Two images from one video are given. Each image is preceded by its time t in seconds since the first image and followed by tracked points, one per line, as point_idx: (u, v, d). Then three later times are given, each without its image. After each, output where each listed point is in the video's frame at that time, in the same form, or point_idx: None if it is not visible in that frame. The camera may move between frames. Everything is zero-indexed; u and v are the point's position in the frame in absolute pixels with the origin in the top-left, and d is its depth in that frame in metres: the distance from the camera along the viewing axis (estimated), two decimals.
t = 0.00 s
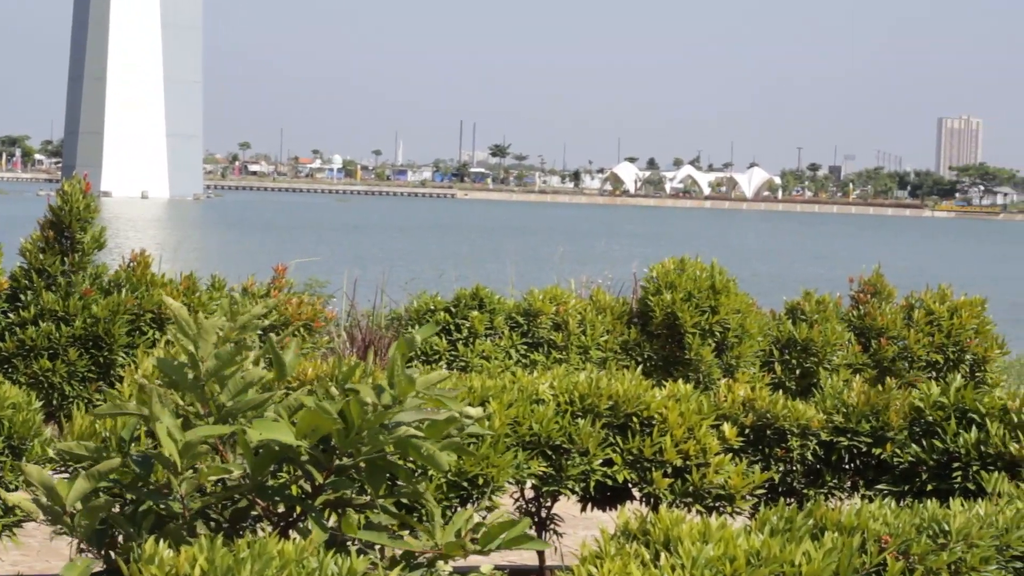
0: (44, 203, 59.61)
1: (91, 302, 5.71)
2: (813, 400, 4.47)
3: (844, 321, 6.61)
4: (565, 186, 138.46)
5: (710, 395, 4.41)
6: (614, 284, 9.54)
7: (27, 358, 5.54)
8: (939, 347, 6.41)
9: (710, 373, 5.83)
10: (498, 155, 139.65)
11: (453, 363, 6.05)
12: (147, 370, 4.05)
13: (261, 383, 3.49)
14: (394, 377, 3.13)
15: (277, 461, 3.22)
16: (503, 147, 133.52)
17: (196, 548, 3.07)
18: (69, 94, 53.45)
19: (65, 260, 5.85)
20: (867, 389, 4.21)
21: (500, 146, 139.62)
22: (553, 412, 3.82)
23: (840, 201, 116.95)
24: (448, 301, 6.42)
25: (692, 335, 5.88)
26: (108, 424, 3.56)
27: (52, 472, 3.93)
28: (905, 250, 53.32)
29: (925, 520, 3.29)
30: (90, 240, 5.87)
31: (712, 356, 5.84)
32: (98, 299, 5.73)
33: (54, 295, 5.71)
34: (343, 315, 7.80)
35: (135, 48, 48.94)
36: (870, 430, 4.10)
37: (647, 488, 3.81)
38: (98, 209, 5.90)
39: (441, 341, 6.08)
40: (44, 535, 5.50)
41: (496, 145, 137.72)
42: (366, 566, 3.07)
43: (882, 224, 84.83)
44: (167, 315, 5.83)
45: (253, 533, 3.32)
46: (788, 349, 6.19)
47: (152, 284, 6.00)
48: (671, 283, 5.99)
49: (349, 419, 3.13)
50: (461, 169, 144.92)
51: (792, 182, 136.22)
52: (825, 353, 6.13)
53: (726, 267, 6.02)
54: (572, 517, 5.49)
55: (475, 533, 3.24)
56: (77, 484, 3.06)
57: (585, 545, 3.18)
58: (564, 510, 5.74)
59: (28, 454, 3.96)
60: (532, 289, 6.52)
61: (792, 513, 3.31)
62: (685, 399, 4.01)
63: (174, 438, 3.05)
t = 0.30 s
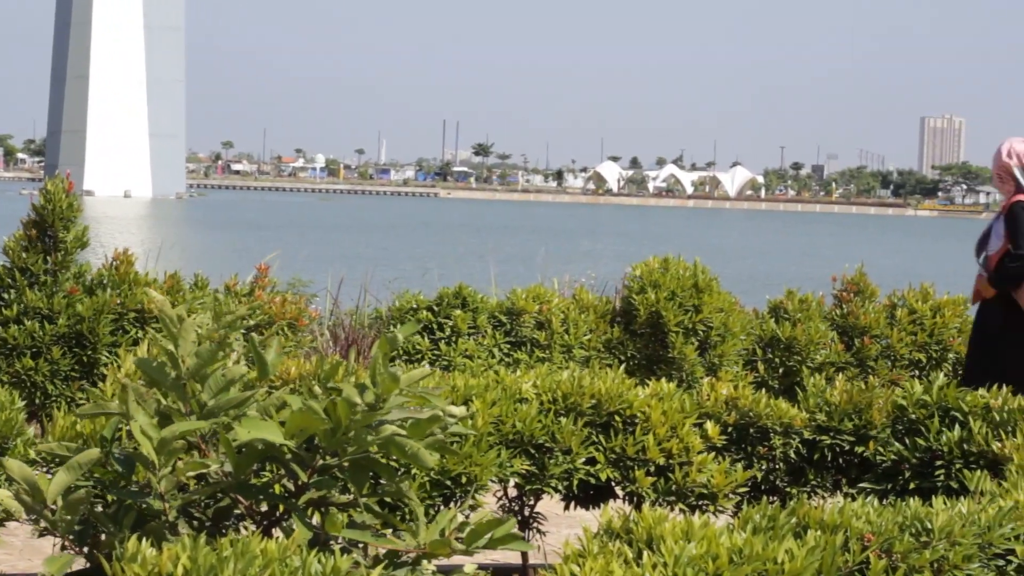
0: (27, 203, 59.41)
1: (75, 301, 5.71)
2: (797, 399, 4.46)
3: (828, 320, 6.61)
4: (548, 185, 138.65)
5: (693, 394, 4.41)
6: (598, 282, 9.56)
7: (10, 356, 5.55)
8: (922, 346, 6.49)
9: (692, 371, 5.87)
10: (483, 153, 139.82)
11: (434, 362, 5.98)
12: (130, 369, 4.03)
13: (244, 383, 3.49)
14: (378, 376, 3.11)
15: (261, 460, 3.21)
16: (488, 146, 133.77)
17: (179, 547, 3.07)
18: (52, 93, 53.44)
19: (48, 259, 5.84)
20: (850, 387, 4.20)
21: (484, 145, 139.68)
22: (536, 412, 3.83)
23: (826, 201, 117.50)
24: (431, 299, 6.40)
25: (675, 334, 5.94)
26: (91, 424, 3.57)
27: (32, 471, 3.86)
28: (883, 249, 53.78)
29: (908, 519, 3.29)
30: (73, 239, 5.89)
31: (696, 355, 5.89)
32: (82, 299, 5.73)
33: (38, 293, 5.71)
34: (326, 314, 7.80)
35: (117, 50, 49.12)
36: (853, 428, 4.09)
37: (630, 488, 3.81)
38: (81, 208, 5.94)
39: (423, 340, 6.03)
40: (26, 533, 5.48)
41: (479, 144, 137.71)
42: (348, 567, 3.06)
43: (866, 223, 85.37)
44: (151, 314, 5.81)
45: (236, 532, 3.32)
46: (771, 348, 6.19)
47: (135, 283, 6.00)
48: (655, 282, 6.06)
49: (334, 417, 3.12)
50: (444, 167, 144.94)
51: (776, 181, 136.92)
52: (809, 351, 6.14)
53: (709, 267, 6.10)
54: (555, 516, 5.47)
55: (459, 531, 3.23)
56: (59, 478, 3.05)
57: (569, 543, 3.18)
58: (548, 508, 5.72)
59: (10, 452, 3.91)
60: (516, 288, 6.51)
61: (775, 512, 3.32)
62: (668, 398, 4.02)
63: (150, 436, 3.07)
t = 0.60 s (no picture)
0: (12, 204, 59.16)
1: (60, 301, 5.70)
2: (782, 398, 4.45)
3: (813, 319, 6.62)
4: (536, 186, 138.78)
5: (678, 393, 4.41)
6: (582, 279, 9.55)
7: None
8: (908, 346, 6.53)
9: (679, 371, 5.89)
10: (469, 154, 140.03)
11: (421, 362, 6.01)
12: (115, 370, 4.02)
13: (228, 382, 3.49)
14: (363, 375, 3.12)
15: (246, 459, 3.22)
16: (475, 147, 133.97)
17: (164, 547, 3.06)
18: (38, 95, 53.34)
19: (34, 260, 5.88)
20: (835, 386, 4.19)
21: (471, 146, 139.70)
22: (522, 412, 3.82)
23: (813, 202, 117.96)
24: (417, 299, 6.41)
25: (661, 334, 5.94)
26: (75, 424, 3.57)
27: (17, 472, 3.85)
28: (867, 249, 54.08)
29: (894, 518, 3.28)
30: (58, 238, 5.92)
31: (682, 355, 5.90)
32: (67, 300, 5.72)
33: (23, 293, 5.69)
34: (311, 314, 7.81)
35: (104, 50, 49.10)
36: (839, 428, 4.08)
37: (616, 487, 3.81)
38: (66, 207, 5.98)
39: (409, 340, 6.05)
40: (11, 534, 5.45)
41: (467, 145, 137.68)
42: (335, 567, 3.06)
43: (853, 224, 85.73)
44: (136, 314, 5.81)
45: (221, 532, 3.32)
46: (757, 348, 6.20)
47: (120, 283, 6.00)
48: (640, 282, 6.05)
49: (317, 415, 3.12)
50: (431, 168, 144.91)
51: (762, 181, 137.35)
52: (794, 352, 6.16)
53: (694, 267, 6.09)
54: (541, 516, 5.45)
55: (444, 532, 3.23)
56: (46, 482, 3.06)
57: (554, 544, 3.18)
58: (535, 508, 5.69)
59: None
60: (501, 288, 6.52)
61: (761, 511, 3.31)
62: (654, 397, 4.02)
63: (134, 437, 3.07)
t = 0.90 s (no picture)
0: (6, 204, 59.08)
1: (55, 301, 5.70)
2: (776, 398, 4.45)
3: (808, 319, 6.58)
4: (529, 186, 138.88)
5: (673, 395, 4.41)
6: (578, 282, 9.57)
7: None
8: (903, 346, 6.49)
9: (673, 371, 5.88)
10: (462, 154, 140.12)
11: (416, 362, 6.08)
12: (109, 371, 4.02)
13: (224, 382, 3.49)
14: (358, 376, 3.13)
15: (241, 460, 3.22)
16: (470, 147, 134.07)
17: (159, 548, 3.07)
18: (32, 95, 53.35)
19: (29, 259, 5.93)
20: (830, 387, 4.19)
21: (464, 146, 139.61)
22: (517, 411, 3.82)
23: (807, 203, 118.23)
24: (411, 300, 6.42)
25: (655, 334, 5.93)
26: (71, 425, 3.57)
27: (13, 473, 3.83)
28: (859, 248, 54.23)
29: (888, 518, 3.28)
30: (53, 239, 5.97)
31: (676, 355, 5.88)
32: (62, 299, 5.72)
33: (17, 294, 5.70)
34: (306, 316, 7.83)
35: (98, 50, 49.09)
36: (833, 428, 4.07)
37: (611, 488, 3.81)
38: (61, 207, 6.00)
39: (404, 340, 6.11)
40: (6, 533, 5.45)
41: (460, 145, 137.58)
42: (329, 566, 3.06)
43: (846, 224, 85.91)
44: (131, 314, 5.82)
45: (216, 533, 3.31)
46: (752, 349, 6.21)
47: (115, 284, 6.00)
48: (635, 282, 6.03)
49: (313, 416, 3.12)
50: (425, 167, 144.86)
51: (756, 181, 137.65)
52: (789, 352, 6.15)
53: (689, 267, 6.07)
54: (536, 515, 5.43)
55: (440, 534, 3.22)
56: (41, 485, 3.07)
57: (549, 544, 3.18)
58: (529, 508, 5.67)
59: None
60: (495, 288, 6.55)
61: (755, 511, 3.31)
62: (648, 398, 4.02)
63: (129, 440, 3.07)
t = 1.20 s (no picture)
0: None
1: (38, 300, 5.68)
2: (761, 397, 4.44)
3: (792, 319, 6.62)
4: (514, 186, 138.90)
5: (657, 394, 4.40)
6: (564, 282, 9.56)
7: None
8: (888, 346, 6.54)
9: (658, 370, 5.94)
10: (448, 153, 140.15)
11: (400, 361, 6.06)
12: (91, 373, 4.02)
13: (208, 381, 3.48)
14: (344, 375, 3.14)
15: (225, 460, 3.22)
16: (455, 147, 134.34)
17: (143, 548, 3.06)
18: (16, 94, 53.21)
19: (13, 258, 5.95)
20: (815, 386, 4.20)
21: (449, 146, 139.52)
22: (502, 411, 3.83)
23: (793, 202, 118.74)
24: (396, 299, 6.43)
25: (639, 333, 5.96)
26: (54, 425, 3.56)
27: None
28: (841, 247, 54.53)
29: (872, 518, 3.29)
30: (36, 238, 5.98)
31: (660, 355, 5.94)
32: (45, 298, 5.71)
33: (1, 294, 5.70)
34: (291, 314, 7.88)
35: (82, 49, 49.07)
36: (818, 428, 4.08)
37: (595, 487, 3.81)
38: (45, 207, 6.00)
39: (388, 339, 6.09)
40: None
41: (445, 144, 137.44)
42: (312, 565, 3.05)
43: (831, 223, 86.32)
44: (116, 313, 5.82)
45: (200, 532, 3.32)
46: (736, 348, 6.21)
47: (100, 282, 6.00)
48: (618, 282, 6.07)
49: (298, 416, 3.12)
50: (410, 166, 144.65)
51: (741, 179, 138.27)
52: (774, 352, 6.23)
53: (673, 267, 6.11)
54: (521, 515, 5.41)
55: (424, 530, 3.22)
56: (24, 485, 3.05)
57: (534, 543, 3.18)
58: (513, 508, 5.65)
59: None
60: (480, 287, 6.55)
61: (739, 511, 3.32)
62: (633, 397, 4.02)
63: (111, 437, 3.10)
